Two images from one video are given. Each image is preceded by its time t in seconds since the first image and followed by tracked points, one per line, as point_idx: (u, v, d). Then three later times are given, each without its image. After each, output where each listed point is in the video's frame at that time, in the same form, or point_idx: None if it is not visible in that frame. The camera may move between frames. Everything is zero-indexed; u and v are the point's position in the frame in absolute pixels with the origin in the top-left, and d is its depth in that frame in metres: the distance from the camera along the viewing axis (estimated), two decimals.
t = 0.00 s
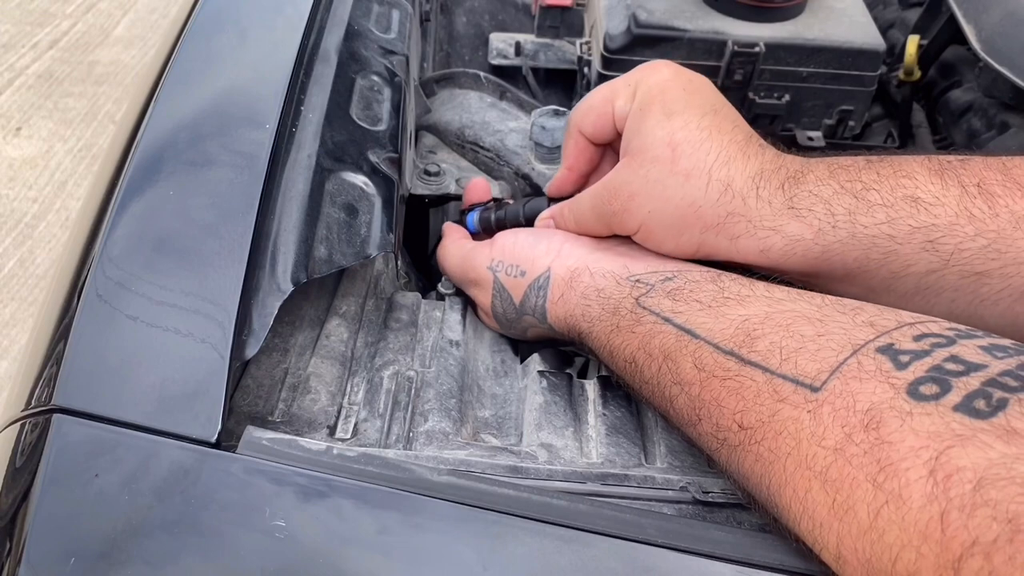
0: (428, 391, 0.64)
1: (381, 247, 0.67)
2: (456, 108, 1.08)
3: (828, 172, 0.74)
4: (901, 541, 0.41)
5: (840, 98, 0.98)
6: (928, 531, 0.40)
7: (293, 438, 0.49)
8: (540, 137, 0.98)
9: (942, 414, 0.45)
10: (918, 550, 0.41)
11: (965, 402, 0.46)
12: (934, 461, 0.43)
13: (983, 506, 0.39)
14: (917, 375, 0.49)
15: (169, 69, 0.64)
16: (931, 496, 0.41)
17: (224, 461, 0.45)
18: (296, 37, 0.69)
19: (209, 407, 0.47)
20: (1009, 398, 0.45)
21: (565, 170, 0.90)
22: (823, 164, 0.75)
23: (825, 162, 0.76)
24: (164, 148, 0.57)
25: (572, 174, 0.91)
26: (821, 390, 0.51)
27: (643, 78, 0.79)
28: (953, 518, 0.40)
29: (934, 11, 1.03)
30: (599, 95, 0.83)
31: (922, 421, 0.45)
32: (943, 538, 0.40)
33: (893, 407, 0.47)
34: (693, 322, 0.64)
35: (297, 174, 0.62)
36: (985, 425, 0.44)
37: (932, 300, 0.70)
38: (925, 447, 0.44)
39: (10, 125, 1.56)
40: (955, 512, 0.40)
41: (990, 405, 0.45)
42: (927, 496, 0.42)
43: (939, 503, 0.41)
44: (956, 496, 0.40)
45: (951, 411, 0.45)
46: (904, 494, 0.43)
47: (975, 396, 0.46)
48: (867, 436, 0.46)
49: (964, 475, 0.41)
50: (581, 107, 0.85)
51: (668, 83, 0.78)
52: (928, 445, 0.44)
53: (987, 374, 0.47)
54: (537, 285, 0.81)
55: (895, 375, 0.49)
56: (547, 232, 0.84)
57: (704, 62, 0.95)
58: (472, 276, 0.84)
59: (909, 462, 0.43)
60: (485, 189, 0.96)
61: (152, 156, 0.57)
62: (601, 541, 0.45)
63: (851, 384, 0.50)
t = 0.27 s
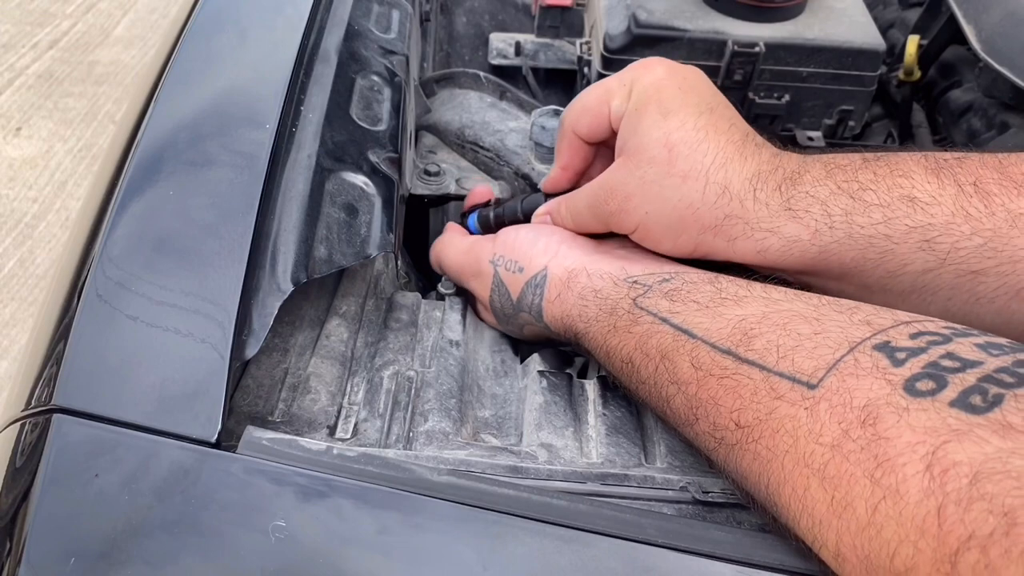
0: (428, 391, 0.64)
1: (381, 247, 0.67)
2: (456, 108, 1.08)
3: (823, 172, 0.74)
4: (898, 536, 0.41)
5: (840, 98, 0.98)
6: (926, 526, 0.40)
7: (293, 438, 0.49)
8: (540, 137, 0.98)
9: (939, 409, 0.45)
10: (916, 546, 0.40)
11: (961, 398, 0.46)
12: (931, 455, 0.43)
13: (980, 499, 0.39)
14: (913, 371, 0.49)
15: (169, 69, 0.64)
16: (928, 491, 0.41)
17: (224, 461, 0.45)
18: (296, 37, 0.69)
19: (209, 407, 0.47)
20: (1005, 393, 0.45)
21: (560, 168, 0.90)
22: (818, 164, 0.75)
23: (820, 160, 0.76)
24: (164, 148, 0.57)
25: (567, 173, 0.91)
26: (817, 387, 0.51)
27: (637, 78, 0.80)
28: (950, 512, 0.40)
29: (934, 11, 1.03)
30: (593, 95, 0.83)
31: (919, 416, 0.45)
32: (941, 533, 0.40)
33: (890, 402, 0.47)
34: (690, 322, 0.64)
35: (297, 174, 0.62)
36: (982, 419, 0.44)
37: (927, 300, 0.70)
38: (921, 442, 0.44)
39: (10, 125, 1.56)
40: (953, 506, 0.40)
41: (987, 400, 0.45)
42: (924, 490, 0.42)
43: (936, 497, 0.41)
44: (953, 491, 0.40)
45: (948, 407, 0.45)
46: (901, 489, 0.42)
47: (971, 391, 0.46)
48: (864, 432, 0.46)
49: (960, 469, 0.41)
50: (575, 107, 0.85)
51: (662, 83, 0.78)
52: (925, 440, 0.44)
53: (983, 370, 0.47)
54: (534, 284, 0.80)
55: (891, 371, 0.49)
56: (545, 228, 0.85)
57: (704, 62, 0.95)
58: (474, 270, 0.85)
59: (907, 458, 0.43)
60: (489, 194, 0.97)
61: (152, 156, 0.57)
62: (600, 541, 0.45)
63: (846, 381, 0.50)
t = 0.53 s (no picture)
0: (428, 391, 0.64)
1: (381, 247, 0.67)
2: (456, 108, 1.08)
3: (817, 164, 0.75)
4: (898, 535, 0.41)
5: (840, 98, 0.98)
6: (926, 525, 0.40)
7: (293, 438, 0.49)
8: (540, 137, 0.98)
9: (940, 408, 0.45)
10: (915, 545, 0.40)
11: (962, 397, 0.46)
12: (932, 455, 0.43)
13: (980, 500, 0.39)
14: (915, 370, 0.49)
15: (169, 69, 0.64)
16: (928, 490, 0.41)
17: (224, 461, 0.45)
18: (296, 37, 0.69)
19: (209, 408, 0.47)
20: (1006, 393, 0.45)
21: (557, 167, 0.90)
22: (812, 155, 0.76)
23: (813, 152, 0.77)
24: (164, 148, 0.57)
25: (564, 171, 0.91)
26: (819, 386, 0.51)
27: (630, 71, 0.79)
28: (950, 512, 0.40)
29: (934, 11, 1.03)
30: (587, 90, 0.83)
31: (920, 415, 0.45)
32: (941, 533, 0.40)
33: (890, 402, 0.47)
34: (692, 318, 0.64)
35: (297, 174, 0.63)
36: (983, 419, 0.44)
37: (922, 290, 0.70)
38: (922, 442, 0.44)
39: (10, 125, 1.56)
40: (952, 506, 0.40)
41: (987, 400, 0.45)
42: (924, 490, 0.42)
43: (936, 497, 0.41)
44: (953, 490, 0.41)
45: (948, 406, 0.45)
46: (901, 488, 0.42)
47: (973, 391, 0.46)
48: (865, 430, 0.46)
49: (960, 469, 0.41)
50: (569, 104, 0.85)
51: (655, 77, 0.77)
52: (925, 439, 0.44)
53: (984, 370, 0.47)
54: (536, 281, 0.80)
55: (894, 371, 0.49)
56: (543, 228, 0.85)
57: (704, 63, 0.95)
58: (474, 270, 0.85)
59: (907, 457, 0.43)
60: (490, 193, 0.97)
61: (152, 156, 0.57)
62: (600, 541, 0.45)
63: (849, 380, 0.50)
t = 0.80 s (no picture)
0: (428, 391, 0.64)
1: (381, 247, 0.67)
2: (456, 108, 1.08)
3: (809, 170, 0.75)
4: (897, 536, 0.41)
5: (840, 98, 0.98)
6: (922, 527, 0.40)
7: (293, 438, 0.49)
8: (540, 137, 0.98)
9: (936, 408, 0.45)
10: (912, 547, 0.41)
11: (959, 397, 0.46)
12: (928, 457, 0.43)
13: (976, 502, 0.39)
14: (911, 369, 0.49)
15: (169, 69, 0.64)
16: (925, 493, 0.41)
17: (224, 461, 0.45)
18: (296, 37, 0.69)
19: (209, 407, 0.47)
20: (1003, 393, 0.45)
21: (553, 171, 0.90)
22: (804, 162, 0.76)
23: (807, 158, 0.76)
24: (164, 148, 0.57)
25: (559, 176, 0.91)
26: (815, 386, 0.51)
27: (628, 75, 0.79)
28: (946, 515, 0.40)
29: (934, 12, 1.03)
30: (585, 96, 0.84)
31: (916, 416, 0.45)
32: (937, 535, 0.40)
33: (886, 403, 0.47)
34: (688, 315, 0.64)
35: (297, 174, 0.63)
36: (978, 420, 0.44)
37: (914, 294, 0.70)
38: (918, 443, 0.44)
39: (10, 125, 1.56)
40: (948, 509, 0.40)
41: (984, 401, 0.45)
42: (920, 492, 0.42)
43: (932, 500, 0.41)
44: (949, 493, 0.41)
45: (945, 406, 0.45)
46: (898, 490, 0.43)
47: (969, 391, 0.46)
48: (861, 432, 0.46)
49: (956, 471, 0.41)
50: (567, 109, 0.85)
51: (652, 83, 0.78)
52: (921, 440, 0.44)
53: (982, 369, 0.47)
54: (534, 279, 0.80)
55: (889, 370, 0.49)
56: (539, 228, 0.84)
57: (704, 63, 0.95)
58: (473, 269, 0.85)
59: (904, 459, 0.43)
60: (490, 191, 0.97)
61: (152, 156, 0.57)
62: (600, 541, 0.45)
63: (844, 380, 0.50)
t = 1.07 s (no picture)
0: (428, 391, 0.64)
1: (381, 247, 0.67)
2: (456, 108, 1.08)
3: (814, 150, 0.75)
4: (891, 533, 0.41)
5: (840, 98, 0.98)
6: (916, 525, 0.41)
7: (293, 438, 0.49)
8: (540, 137, 0.98)
9: (929, 406, 0.45)
10: (907, 545, 0.41)
11: (952, 394, 0.46)
12: (921, 454, 0.43)
13: (970, 499, 0.39)
14: (906, 367, 0.49)
15: (169, 69, 0.64)
16: (918, 490, 0.41)
17: (224, 461, 0.45)
18: (296, 37, 0.69)
19: (209, 408, 0.47)
20: (996, 389, 0.45)
21: (557, 172, 0.91)
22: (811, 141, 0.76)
23: (811, 138, 0.77)
24: (164, 148, 0.57)
25: (564, 176, 0.92)
26: (811, 382, 0.51)
27: (626, 65, 0.80)
28: (939, 512, 0.40)
29: (934, 12, 1.03)
30: (585, 90, 0.84)
31: (909, 413, 0.45)
32: (931, 532, 0.40)
33: (880, 399, 0.47)
34: (686, 313, 0.64)
35: (297, 174, 0.63)
36: (972, 417, 0.44)
37: (918, 274, 0.71)
38: (911, 439, 0.44)
39: (10, 125, 1.56)
40: (941, 505, 0.40)
41: (977, 397, 0.45)
42: (914, 490, 0.42)
43: (925, 497, 0.41)
44: (942, 490, 0.40)
45: (939, 403, 0.45)
46: (891, 488, 0.42)
47: (962, 388, 0.46)
48: (856, 429, 0.46)
49: (949, 468, 0.41)
50: (568, 104, 0.86)
51: (650, 70, 0.78)
52: (915, 437, 0.44)
53: (976, 367, 0.47)
54: (534, 277, 0.80)
55: (884, 367, 0.49)
56: (545, 224, 0.85)
57: (704, 63, 0.95)
58: (472, 267, 0.85)
59: (897, 456, 0.43)
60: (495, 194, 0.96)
61: (152, 156, 0.57)
62: (600, 541, 0.45)
63: (840, 375, 0.50)
